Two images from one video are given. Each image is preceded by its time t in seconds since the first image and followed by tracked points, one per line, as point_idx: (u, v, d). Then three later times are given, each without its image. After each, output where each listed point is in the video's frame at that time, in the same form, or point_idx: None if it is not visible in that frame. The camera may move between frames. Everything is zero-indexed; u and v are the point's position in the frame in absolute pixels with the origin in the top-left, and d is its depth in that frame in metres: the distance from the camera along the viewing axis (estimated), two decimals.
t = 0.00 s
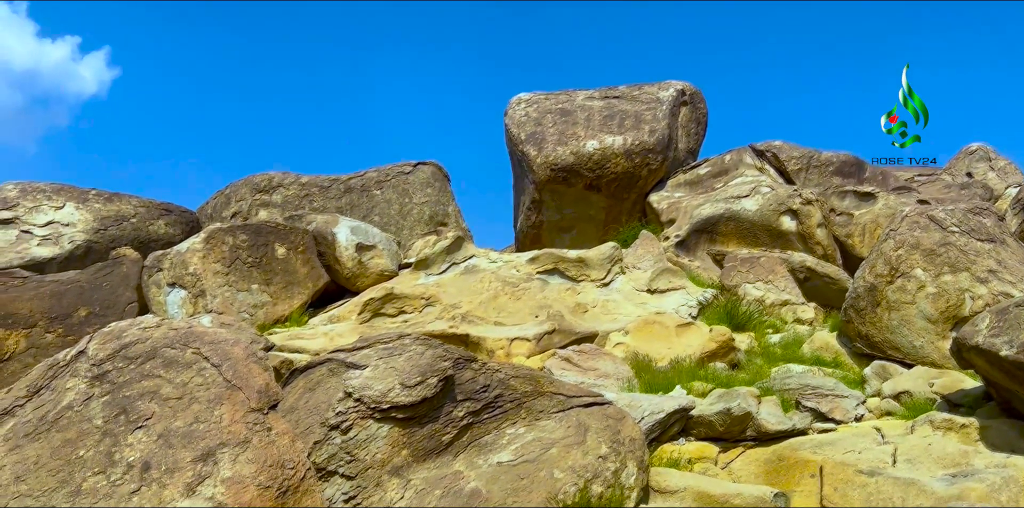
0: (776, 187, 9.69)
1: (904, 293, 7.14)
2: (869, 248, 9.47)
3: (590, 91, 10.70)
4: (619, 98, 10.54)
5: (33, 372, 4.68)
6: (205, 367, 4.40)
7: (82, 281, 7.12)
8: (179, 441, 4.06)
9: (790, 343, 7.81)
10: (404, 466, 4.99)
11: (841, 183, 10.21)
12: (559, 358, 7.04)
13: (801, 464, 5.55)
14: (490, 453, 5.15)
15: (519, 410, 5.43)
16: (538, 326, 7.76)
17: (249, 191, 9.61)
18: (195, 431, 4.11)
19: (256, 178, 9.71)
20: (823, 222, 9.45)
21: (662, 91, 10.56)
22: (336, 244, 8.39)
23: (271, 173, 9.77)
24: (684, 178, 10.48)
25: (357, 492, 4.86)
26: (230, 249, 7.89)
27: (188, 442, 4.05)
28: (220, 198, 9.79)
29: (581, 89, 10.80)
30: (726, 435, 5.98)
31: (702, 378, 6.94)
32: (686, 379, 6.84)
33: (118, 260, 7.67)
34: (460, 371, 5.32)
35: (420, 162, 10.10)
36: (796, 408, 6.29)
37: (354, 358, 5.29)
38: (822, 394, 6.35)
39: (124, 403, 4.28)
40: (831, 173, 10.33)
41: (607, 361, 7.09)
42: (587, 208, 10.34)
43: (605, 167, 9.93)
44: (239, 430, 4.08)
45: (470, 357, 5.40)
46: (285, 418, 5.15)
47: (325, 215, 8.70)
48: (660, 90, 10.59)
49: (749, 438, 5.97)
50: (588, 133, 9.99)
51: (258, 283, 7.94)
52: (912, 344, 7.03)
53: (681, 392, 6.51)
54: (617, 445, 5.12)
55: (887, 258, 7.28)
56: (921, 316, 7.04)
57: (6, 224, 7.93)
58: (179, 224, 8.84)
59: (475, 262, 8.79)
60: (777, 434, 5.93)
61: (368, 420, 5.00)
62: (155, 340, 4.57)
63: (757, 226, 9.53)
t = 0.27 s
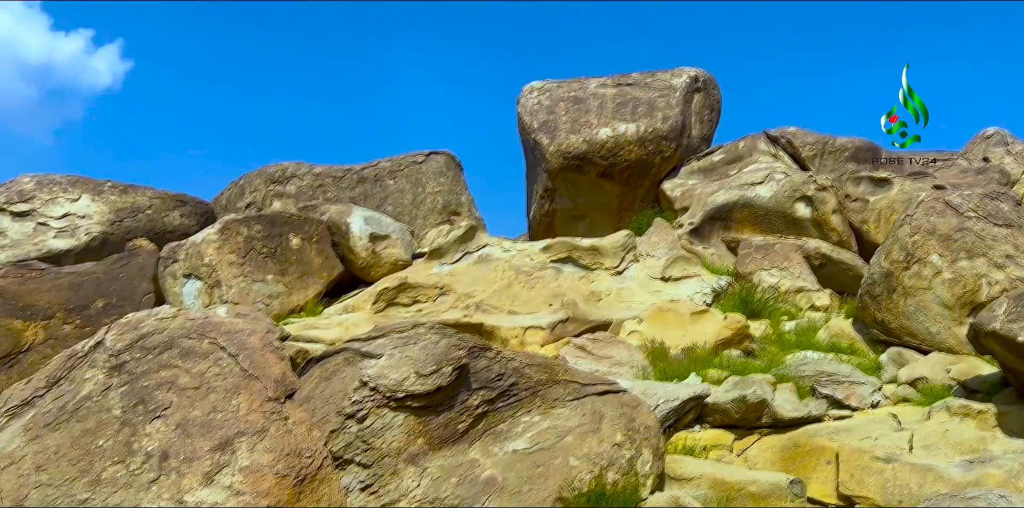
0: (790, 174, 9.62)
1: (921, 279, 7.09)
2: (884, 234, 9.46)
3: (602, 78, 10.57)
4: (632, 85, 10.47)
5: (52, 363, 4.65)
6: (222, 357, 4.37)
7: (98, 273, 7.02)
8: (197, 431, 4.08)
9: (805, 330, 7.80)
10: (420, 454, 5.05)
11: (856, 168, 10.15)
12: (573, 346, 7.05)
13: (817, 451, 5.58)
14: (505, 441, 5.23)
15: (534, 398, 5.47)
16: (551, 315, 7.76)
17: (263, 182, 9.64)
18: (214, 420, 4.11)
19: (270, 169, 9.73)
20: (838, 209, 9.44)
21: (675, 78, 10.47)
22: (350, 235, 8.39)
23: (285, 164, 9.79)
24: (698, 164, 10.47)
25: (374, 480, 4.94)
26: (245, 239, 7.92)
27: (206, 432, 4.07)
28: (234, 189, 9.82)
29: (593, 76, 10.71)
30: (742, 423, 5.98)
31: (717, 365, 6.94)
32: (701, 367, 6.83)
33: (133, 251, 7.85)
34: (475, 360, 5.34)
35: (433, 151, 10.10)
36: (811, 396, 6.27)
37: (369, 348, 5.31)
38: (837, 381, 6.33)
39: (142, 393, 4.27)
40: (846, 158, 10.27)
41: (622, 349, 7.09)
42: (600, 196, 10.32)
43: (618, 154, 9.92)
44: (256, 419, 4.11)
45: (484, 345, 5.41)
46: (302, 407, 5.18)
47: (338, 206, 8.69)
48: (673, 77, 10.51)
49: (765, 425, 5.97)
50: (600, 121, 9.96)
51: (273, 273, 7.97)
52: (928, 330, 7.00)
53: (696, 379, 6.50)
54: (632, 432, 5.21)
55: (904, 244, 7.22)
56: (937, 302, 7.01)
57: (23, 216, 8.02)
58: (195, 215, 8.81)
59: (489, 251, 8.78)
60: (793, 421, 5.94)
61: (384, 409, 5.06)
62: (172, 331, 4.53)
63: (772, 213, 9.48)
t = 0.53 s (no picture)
0: (802, 159, 9.59)
1: (934, 265, 7.07)
2: (897, 220, 9.49)
3: (612, 65, 10.53)
4: (642, 72, 10.42)
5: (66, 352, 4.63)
6: (234, 346, 4.35)
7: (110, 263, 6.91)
8: (211, 419, 4.05)
9: (817, 316, 7.78)
10: (432, 442, 5.09)
11: (868, 154, 10.10)
12: (584, 334, 7.08)
13: (830, 438, 5.59)
14: (517, 428, 5.28)
15: (545, 386, 5.50)
16: (562, 303, 7.78)
17: (273, 172, 9.66)
18: (228, 408, 4.08)
19: (281, 158, 9.75)
20: (850, 195, 9.46)
21: (685, 64, 10.42)
22: (361, 224, 8.42)
23: (296, 153, 9.81)
24: (709, 151, 10.44)
25: (386, 468, 4.97)
26: (257, 229, 7.94)
27: (220, 420, 4.04)
28: (245, 179, 9.84)
29: (603, 64, 10.65)
30: (754, 410, 6.00)
31: (729, 352, 6.94)
32: (713, 354, 6.84)
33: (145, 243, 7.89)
34: (486, 348, 5.36)
35: (443, 139, 10.10)
36: (824, 382, 6.24)
37: (381, 336, 5.34)
38: (850, 367, 6.32)
39: (156, 382, 4.25)
40: (858, 144, 10.16)
41: (633, 336, 7.10)
42: (610, 184, 10.30)
43: (629, 142, 9.89)
44: (270, 408, 4.07)
45: (495, 333, 5.43)
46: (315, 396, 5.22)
47: (349, 195, 8.69)
48: (684, 63, 10.44)
49: (777, 412, 5.99)
50: (611, 108, 9.93)
51: (285, 263, 8.00)
52: (941, 315, 7.00)
53: (708, 366, 6.51)
54: (645, 419, 5.28)
55: (916, 230, 7.18)
56: (950, 287, 7.01)
57: (36, 207, 8.05)
58: (206, 206, 8.82)
59: (499, 239, 8.76)
60: (805, 408, 5.94)
61: (396, 397, 5.08)
62: (185, 320, 4.52)
63: (784, 200, 9.47)
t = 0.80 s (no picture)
0: (814, 140, 9.55)
1: (948, 246, 7.03)
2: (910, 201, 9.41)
3: (623, 47, 10.47)
4: (654, 53, 10.35)
5: (83, 335, 4.46)
6: (248, 329, 4.11)
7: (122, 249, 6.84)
8: (226, 402, 3.89)
9: (830, 298, 7.75)
10: (444, 425, 5.14)
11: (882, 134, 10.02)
12: (595, 317, 7.06)
13: (843, 419, 5.57)
14: (529, 411, 5.29)
15: (557, 369, 5.50)
16: (574, 286, 7.75)
17: (285, 156, 9.66)
18: (242, 392, 3.91)
19: (292, 143, 9.73)
20: (863, 175, 9.43)
21: (697, 45, 10.37)
22: (372, 209, 8.43)
23: (307, 137, 9.80)
24: (721, 133, 10.31)
25: (399, 450, 5.03)
26: (269, 215, 7.96)
27: (235, 403, 3.88)
28: (257, 164, 9.84)
29: (614, 45, 10.59)
30: (766, 391, 6.01)
31: (741, 334, 6.94)
32: (725, 336, 6.84)
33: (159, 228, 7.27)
34: (499, 331, 5.37)
35: (454, 123, 10.07)
36: (837, 364, 6.23)
37: (393, 319, 5.35)
38: (863, 348, 6.30)
39: (170, 366, 4.06)
40: (873, 124, 10.11)
41: (645, 319, 7.08)
42: (621, 166, 10.26)
43: (640, 124, 9.86)
44: (284, 391, 3.90)
45: (507, 316, 5.43)
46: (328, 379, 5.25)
47: (360, 179, 8.66)
48: (695, 44, 10.39)
49: (789, 394, 6.00)
50: (622, 90, 9.89)
51: (297, 248, 8.01)
52: (954, 296, 7.01)
53: (720, 348, 6.49)
54: (656, 402, 5.29)
55: (930, 210, 7.10)
56: (964, 268, 6.99)
57: (49, 194, 8.11)
58: (218, 191, 8.81)
59: (510, 224, 8.64)
60: (818, 389, 5.92)
61: (409, 380, 5.11)
62: (199, 303, 4.26)
63: (796, 182, 9.44)
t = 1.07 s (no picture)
0: (826, 116, 9.50)
1: (960, 221, 7.00)
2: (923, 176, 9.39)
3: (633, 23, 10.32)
4: (664, 29, 10.22)
5: (96, 314, 4.49)
6: (260, 307, 4.12)
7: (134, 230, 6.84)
8: (239, 380, 3.90)
9: (841, 274, 7.73)
10: (457, 402, 5.16)
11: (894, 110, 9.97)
12: (607, 295, 7.06)
13: (855, 396, 5.60)
14: (540, 387, 5.35)
15: (568, 346, 5.53)
16: (585, 264, 7.74)
17: (294, 137, 9.56)
18: (255, 370, 3.92)
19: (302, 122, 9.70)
20: (875, 151, 9.36)
21: (707, 21, 10.23)
22: (382, 188, 8.41)
23: (316, 118, 9.71)
24: (732, 109, 10.26)
25: (412, 427, 5.04)
26: (279, 195, 7.97)
27: (248, 381, 3.89)
28: (267, 144, 9.83)
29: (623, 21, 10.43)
30: (778, 368, 6.02)
31: (752, 311, 6.92)
32: (737, 313, 6.82)
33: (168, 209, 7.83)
34: (510, 308, 5.38)
35: (463, 101, 10.03)
36: (849, 340, 6.19)
37: (404, 298, 5.36)
38: (875, 324, 6.27)
39: (184, 344, 4.08)
40: (885, 100, 10.00)
41: (657, 296, 7.08)
42: (632, 143, 10.22)
43: (651, 101, 9.81)
44: (297, 368, 3.89)
45: (519, 294, 5.45)
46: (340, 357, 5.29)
47: (370, 159, 8.67)
48: (706, 20, 10.25)
49: (802, 370, 5.99)
50: (632, 67, 9.84)
51: (308, 228, 8.03)
52: (968, 272, 6.97)
53: (731, 325, 6.50)
54: (668, 378, 5.32)
55: (943, 186, 7.07)
56: (977, 244, 6.95)
57: (61, 175, 8.13)
58: (229, 171, 8.83)
59: (521, 202, 8.63)
60: (829, 365, 5.93)
61: (421, 358, 5.13)
62: (211, 282, 4.28)
63: (809, 158, 9.36)
